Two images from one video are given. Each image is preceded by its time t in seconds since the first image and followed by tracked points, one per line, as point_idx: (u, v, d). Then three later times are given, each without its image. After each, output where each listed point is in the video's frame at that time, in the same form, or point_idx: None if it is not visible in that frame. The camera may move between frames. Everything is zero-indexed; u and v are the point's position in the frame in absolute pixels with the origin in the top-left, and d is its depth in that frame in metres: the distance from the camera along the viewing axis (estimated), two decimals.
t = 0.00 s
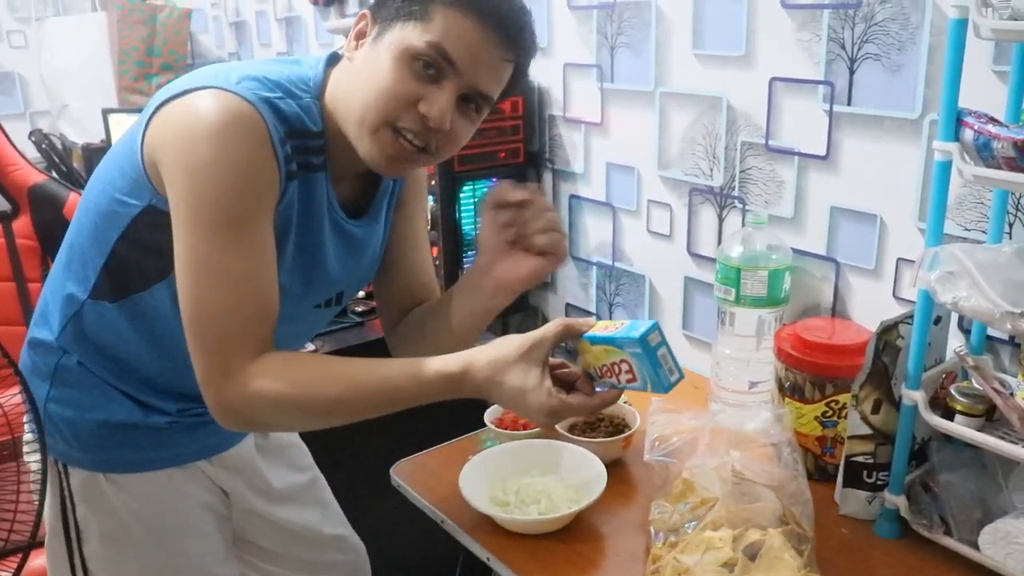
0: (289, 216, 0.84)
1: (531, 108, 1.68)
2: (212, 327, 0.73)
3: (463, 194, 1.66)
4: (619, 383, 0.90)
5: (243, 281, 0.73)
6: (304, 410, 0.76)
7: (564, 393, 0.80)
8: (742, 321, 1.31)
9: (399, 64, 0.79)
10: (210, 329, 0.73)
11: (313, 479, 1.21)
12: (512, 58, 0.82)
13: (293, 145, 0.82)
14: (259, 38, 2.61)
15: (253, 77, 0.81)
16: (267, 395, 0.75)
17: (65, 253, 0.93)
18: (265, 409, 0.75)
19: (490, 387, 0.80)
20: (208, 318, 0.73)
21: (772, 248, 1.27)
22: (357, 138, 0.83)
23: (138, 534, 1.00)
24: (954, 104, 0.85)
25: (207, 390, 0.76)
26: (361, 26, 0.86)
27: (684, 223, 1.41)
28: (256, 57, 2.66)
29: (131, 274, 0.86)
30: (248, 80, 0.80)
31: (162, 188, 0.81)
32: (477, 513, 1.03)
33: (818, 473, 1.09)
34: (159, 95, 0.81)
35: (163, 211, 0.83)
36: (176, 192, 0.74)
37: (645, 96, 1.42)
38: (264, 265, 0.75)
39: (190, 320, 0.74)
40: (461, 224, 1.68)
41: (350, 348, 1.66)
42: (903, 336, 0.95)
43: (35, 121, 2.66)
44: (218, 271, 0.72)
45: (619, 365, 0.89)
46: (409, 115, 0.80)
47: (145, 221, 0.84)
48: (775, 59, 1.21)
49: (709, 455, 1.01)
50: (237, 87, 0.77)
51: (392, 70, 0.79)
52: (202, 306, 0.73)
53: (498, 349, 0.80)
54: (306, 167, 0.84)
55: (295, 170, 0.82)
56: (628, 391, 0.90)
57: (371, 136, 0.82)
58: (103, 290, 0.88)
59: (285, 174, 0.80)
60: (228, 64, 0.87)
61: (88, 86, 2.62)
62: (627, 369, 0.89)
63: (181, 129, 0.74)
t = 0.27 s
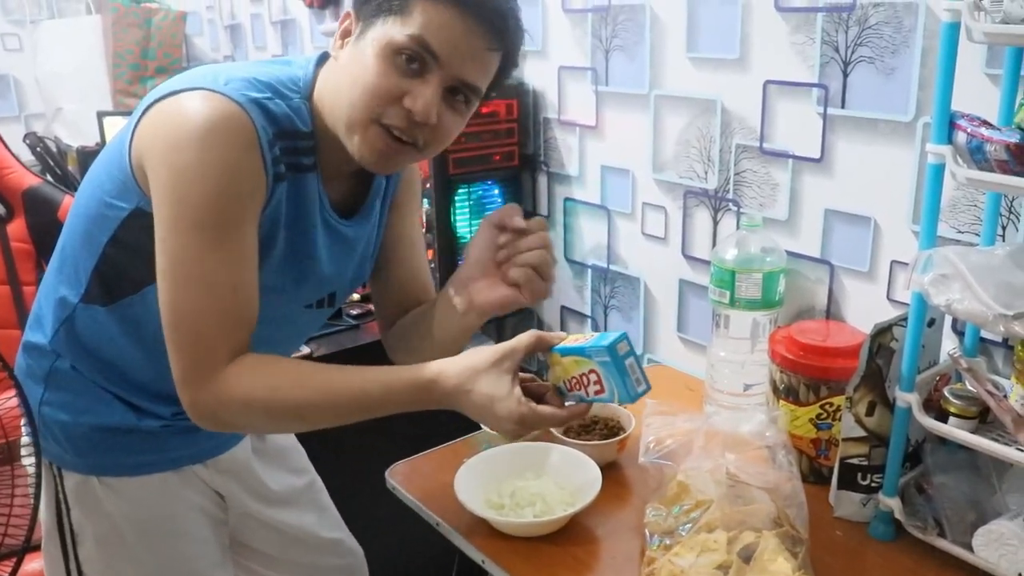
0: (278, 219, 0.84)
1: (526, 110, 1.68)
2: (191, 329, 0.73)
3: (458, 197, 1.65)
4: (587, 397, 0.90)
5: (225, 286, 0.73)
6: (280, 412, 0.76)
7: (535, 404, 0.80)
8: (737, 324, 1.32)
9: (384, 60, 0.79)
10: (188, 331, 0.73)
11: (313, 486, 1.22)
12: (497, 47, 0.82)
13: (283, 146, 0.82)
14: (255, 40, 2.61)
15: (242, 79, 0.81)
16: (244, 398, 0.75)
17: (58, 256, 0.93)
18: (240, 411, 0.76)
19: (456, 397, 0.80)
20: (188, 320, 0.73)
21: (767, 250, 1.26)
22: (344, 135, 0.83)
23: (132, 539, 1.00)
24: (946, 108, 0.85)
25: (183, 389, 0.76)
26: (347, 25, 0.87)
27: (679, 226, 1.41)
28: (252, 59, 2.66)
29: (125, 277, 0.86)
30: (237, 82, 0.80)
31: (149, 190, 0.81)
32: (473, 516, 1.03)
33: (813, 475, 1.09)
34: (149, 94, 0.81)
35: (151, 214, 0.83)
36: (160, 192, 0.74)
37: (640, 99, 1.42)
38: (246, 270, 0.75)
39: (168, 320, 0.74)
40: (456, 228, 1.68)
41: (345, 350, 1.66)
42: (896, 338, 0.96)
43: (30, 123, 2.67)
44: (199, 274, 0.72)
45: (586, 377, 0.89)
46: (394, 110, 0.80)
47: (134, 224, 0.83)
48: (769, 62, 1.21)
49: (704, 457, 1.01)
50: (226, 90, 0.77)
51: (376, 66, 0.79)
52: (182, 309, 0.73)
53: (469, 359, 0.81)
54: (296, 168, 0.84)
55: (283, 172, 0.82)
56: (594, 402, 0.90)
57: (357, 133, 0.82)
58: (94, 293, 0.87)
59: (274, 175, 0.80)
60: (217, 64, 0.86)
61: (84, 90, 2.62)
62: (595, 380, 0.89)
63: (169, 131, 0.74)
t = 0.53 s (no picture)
0: (270, 220, 0.84)
1: (524, 113, 1.68)
2: (177, 330, 0.73)
3: (456, 199, 1.65)
4: (572, 398, 0.90)
5: (212, 288, 0.74)
6: (264, 413, 0.77)
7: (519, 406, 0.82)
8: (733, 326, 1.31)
9: (374, 51, 0.79)
10: (174, 332, 0.73)
11: (313, 492, 1.22)
12: (486, 33, 0.82)
13: (273, 146, 0.82)
14: (253, 42, 2.61)
15: (232, 79, 0.81)
16: (228, 398, 0.76)
17: (51, 257, 0.93)
18: (224, 411, 0.76)
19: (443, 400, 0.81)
20: (174, 321, 0.73)
21: (763, 254, 1.28)
22: (334, 129, 0.83)
23: (123, 542, 1.00)
24: (942, 112, 0.85)
25: (168, 389, 0.77)
26: (333, 23, 0.87)
27: (676, 228, 1.42)
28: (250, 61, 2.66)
29: (120, 278, 0.86)
30: (227, 82, 0.80)
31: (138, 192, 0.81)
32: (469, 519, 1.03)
33: (809, 478, 1.09)
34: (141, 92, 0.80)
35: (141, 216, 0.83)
36: (146, 195, 0.74)
37: (638, 102, 1.43)
38: (232, 272, 0.75)
39: (155, 320, 0.74)
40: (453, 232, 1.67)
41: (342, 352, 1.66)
42: (892, 341, 0.96)
43: (27, 125, 2.63)
44: (186, 276, 0.72)
45: (571, 376, 0.89)
46: (385, 101, 0.80)
47: (122, 227, 0.84)
48: (766, 66, 1.21)
49: (701, 460, 1.01)
50: (216, 90, 0.77)
51: (365, 57, 0.79)
52: (168, 309, 0.73)
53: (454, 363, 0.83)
54: (287, 168, 0.84)
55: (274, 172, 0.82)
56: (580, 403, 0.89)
57: (348, 125, 0.81)
58: (86, 295, 0.87)
59: (264, 177, 0.80)
60: (208, 65, 0.86)
61: (81, 91, 2.64)
62: (579, 379, 0.89)
63: (159, 131, 0.74)
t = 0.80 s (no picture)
0: (256, 224, 0.84)
1: (519, 115, 1.68)
2: (147, 336, 0.73)
3: (451, 202, 1.66)
4: (530, 433, 0.88)
5: (184, 296, 0.73)
6: (232, 424, 0.76)
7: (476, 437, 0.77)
8: (727, 329, 1.31)
9: (367, 53, 0.79)
10: (146, 338, 0.73)
11: (307, 497, 1.21)
12: (477, 31, 0.82)
13: (261, 153, 0.82)
14: (247, 45, 2.61)
15: (220, 86, 0.81)
16: (193, 406, 0.75)
17: (42, 263, 0.93)
18: (189, 418, 0.76)
19: (404, 424, 0.78)
20: (145, 326, 0.73)
21: (758, 257, 1.27)
22: (328, 134, 0.83)
23: (114, 547, 1.00)
24: (936, 115, 0.85)
25: (137, 392, 0.76)
26: (323, 27, 0.87)
27: (671, 231, 1.42)
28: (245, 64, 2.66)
29: (111, 284, 0.86)
30: (215, 89, 0.80)
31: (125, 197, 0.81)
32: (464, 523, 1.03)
33: (804, 481, 1.09)
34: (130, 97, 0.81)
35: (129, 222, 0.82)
36: (124, 199, 0.74)
37: (632, 105, 1.43)
38: (207, 282, 0.75)
39: (127, 324, 0.74)
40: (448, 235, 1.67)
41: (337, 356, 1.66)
42: (887, 343, 0.97)
43: (21, 127, 2.67)
44: (159, 282, 0.72)
45: (532, 411, 0.87)
46: (380, 103, 0.80)
47: (112, 231, 0.83)
48: (760, 69, 1.21)
49: (696, 463, 1.01)
50: (203, 98, 0.77)
51: (358, 59, 0.79)
52: (141, 314, 0.73)
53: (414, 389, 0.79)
54: (275, 175, 0.84)
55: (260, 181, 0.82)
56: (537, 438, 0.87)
57: (343, 130, 0.81)
58: (76, 301, 0.87)
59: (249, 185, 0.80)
60: (197, 71, 0.86)
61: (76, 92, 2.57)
62: (540, 414, 0.87)
63: (142, 137, 0.74)
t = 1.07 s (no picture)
0: (247, 232, 0.84)
1: (513, 118, 1.68)
2: (133, 343, 0.73)
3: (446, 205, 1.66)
4: (512, 456, 0.86)
5: (171, 305, 0.73)
6: (215, 433, 0.76)
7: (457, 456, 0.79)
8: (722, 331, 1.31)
9: (362, 64, 0.79)
10: (131, 344, 0.73)
11: (300, 501, 1.21)
12: (470, 42, 0.83)
13: (253, 162, 0.82)
14: (242, 49, 2.61)
15: (212, 93, 0.81)
16: (177, 414, 0.75)
17: (32, 268, 0.93)
18: (173, 425, 0.76)
19: (385, 441, 0.78)
20: (131, 332, 0.73)
21: (752, 258, 1.28)
22: (322, 144, 0.83)
23: (107, 552, 0.99)
24: (929, 117, 0.85)
25: (122, 397, 0.76)
26: (318, 33, 0.87)
27: (665, 234, 1.42)
28: (239, 67, 2.66)
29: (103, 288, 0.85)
30: (207, 96, 0.80)
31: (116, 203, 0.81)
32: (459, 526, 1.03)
33: (799, 483, 1.09)
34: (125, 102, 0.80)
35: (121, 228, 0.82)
36: (114, 205, 0.74)
37: (626, 107, 1.43)
38: (195, 291, 0.75)
39: (114, 330, 0.74)
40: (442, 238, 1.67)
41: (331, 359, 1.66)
42: (881, 345, 0.96)
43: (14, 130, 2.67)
44: (145, 291, 0.72)
45: (513, 435, 0.86)
46: (375, 116, 0.80)
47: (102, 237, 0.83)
48: (754, 72, 1.22)
49: (690, 465, 1.01)
50: (196, 105, 0.77)
51: (354, 71, 0.79)
52: (126, 321, 0.73)
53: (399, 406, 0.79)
54: (267, 183, 0.84)
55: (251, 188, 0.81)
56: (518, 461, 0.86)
57: (337, 141, 0.81)
58: (67, 306, 0.87)
59: (241, 193, 0.79)
60: (191, 77, 0.86)
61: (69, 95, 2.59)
62: (521, 438, 0.85)
63: (134, 144, 0.74)
